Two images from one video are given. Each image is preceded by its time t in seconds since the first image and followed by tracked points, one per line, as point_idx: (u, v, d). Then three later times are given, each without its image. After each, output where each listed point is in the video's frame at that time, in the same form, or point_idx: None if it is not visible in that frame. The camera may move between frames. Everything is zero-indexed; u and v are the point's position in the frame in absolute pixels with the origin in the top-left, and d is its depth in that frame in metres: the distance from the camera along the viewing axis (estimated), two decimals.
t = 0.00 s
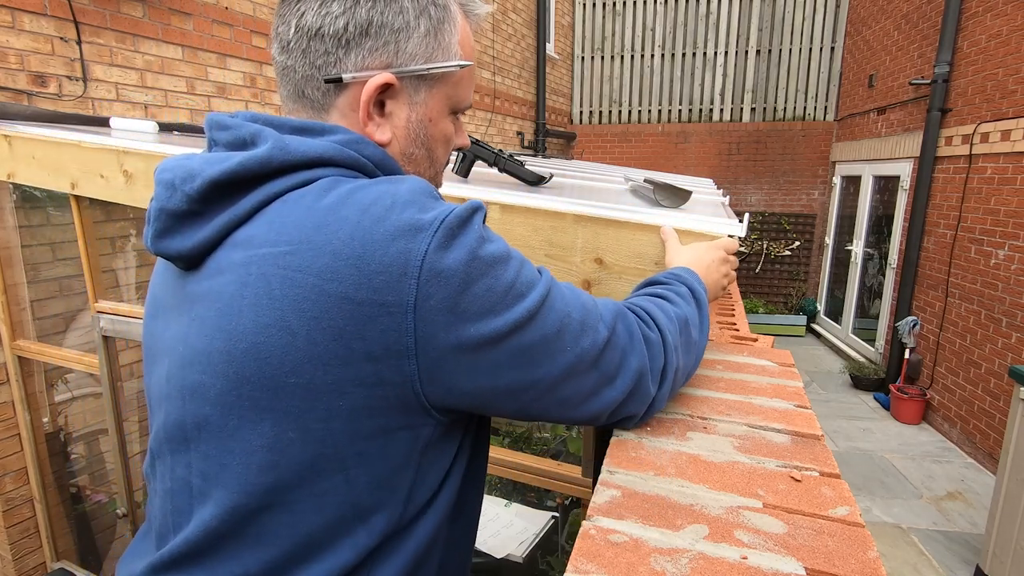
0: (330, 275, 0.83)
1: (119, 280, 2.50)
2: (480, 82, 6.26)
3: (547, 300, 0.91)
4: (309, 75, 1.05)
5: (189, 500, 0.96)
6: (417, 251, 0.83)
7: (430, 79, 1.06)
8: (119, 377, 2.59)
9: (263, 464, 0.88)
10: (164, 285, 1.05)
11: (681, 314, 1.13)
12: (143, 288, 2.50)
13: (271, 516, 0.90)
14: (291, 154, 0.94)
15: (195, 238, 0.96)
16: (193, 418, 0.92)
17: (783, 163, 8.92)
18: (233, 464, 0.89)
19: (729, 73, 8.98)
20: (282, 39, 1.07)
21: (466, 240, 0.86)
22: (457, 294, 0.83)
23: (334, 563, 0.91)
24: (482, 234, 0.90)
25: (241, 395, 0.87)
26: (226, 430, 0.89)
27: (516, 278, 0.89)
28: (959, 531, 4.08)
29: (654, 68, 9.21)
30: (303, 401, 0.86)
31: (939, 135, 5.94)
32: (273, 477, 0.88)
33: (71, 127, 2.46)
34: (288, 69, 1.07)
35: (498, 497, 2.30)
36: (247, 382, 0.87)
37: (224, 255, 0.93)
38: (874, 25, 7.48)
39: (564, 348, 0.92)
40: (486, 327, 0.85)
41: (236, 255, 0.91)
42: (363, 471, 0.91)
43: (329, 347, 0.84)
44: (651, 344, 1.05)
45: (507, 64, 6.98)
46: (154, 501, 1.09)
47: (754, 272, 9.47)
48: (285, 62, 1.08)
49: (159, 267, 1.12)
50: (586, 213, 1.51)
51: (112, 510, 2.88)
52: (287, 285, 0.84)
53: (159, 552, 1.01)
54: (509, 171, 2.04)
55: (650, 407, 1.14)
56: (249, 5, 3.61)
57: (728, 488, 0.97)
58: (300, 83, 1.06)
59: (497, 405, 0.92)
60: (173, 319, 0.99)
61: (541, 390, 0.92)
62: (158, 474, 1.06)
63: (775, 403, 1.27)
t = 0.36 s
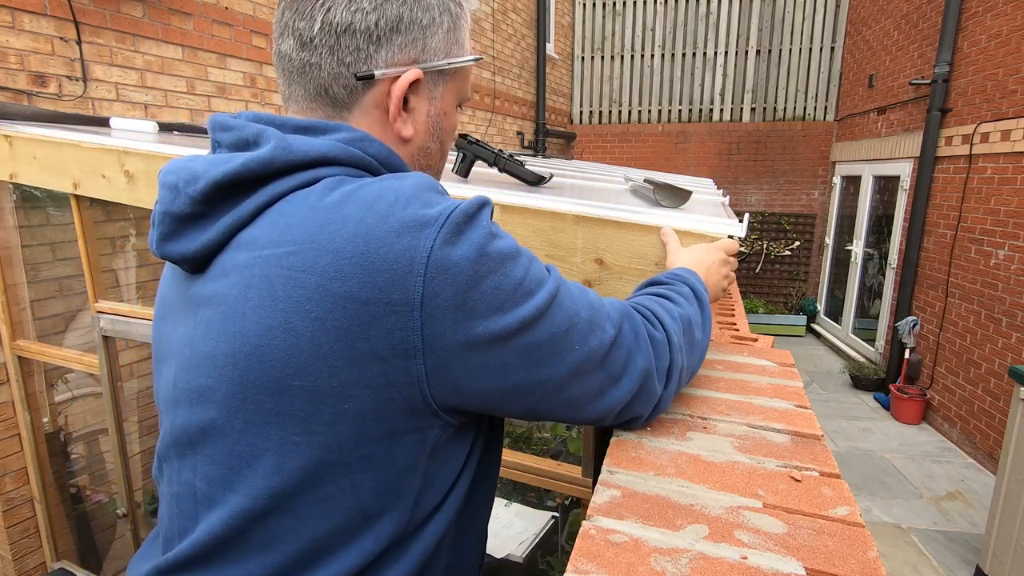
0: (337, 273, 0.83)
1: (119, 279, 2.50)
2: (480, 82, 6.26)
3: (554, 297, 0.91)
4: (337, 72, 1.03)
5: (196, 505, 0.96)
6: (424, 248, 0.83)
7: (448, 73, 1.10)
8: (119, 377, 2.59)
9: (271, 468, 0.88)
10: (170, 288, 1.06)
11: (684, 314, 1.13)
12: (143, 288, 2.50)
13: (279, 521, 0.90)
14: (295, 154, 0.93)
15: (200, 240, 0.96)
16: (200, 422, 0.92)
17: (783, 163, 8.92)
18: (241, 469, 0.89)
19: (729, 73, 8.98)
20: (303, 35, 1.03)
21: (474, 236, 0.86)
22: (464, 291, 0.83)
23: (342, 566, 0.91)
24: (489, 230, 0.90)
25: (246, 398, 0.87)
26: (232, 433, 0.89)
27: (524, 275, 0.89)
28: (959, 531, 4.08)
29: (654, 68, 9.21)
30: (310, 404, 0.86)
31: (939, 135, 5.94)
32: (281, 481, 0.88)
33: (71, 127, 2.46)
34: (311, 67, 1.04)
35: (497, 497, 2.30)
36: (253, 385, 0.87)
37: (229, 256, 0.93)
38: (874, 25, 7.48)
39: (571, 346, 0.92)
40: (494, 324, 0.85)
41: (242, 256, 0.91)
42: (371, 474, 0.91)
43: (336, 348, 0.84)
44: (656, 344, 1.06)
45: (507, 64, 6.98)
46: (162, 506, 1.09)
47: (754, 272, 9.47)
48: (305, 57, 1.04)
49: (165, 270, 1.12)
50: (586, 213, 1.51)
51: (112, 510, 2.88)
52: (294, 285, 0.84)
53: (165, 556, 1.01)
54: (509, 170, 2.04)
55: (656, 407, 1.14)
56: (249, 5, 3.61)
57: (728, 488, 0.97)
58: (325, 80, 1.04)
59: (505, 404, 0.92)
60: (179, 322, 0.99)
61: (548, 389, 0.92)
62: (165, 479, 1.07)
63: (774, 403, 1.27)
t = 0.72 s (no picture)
0: (344, 277, 0.83)
1: (119, 279, 2.50)
2: (479, 82, 6.25)
3: (560, 302, 0.91)
4: (363, 74, 1.02)
5: (201, 508, 0.96)
6: (432, 252, 0.83)
7: (451, 73, 1.16)
8: (118, 377, 2.59)
9: (278, 473, 0.88)
10: (171, 290, 1.05)
11: (687, 317, 1.13)
12: (143, 288, 2.50)
13: (285, 524, 0.90)
14: (301, 157, 0.93)
15: (204, 244, 0.96)
16: (205, 426, 0.92)
17: (783, 163, 8.91)
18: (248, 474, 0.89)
19: (729, 73, 8.98)
20: (323, 37, 1.01)
21: (481, 241, 0.86)
22: (472, 295, 0.83)
23: (348, 568, 0.91)
24: (496, 234, 0.90)
25: (253, 403, 0.87)
26: (239, 437, 0.89)
27: (530, 280, 0.89)
28: (959, 531, 4.08)
29: (654, 68, 9.21)
30: (317, 408, 0.86)
31: (939, 135, 5.93)
32: (287, 485, 0.87)
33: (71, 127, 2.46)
34: (333, 68, 1.02)
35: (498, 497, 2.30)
36: (260, 389, 0.86)
37: (234, 259, 0.93)
38: (874, 25, 7.48)
39: (578, 351, 0.92)
40: (502, 329, 0.85)
41: (247, 260, 0.90)
42: (379, 478, 0.91)
43: (344, 353, 0.84)
44: (660, 348, 1.06)
45: (507, 64, 6.98)
46: (166, 510, 1.09)
47: (754, 272, 9.47)
48: (328, 60, 1.02)
49: (166, 273, 1.12)
50: (585, 213, 1.51)
51: (112, 510, 2.88)
52: (302, 289, 0.84)
53: (171, 560, 1.01)
54: (509, 170, 2.04)
55: (658, 410, 1.14)
56: (249, 5, 3.60)
57: (728, 488, 0.97)
58: (349, 83, 1.03)
59: (511, 409, 0.92)
60: (183, 325, 0.99)
61: (554, 394, 0.92)
62: (169, 483, 1.06)
63: (775, 403, 1.27)
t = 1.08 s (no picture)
0: (348, 276, 0.83)
1: (119, 280, 2.50)
2: (479, 82, 6.25)
3: (561, 305, 0.91)
4: (397, 84, 1.03)
5: (204, 506, 0.96)
6: (434, 253, 0.83)
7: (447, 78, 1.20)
8: (118, 377, 2.59)
9: (280, 471, 0.87)
10: (174, 290, 1.05)
11: (688, 321, 1.13)
12: (143, 288, 2.50)
13: (288, 521, 0.90)
14: (308, 159, 0.93)
15: (210, 245, 0.95)
16: (208, 425, 0.91)
17: (783, 163, 8.91)
18: (250, 471, 0.89)
19: (729, 73, 8.97)
20: (361, 47, 0.99)
21: (483, 243, 0.86)
22: (474, 296, 0.83)
23: (350, 567, 0.91)
24: (498, 236, 0.90)
25: (257, 401, 0.87)
26: (243, 435, 0.89)
27: (532, 282, 0.89)
28: (959, 531, 4.08)
29: (654, 68, 9.21)
30: (321, 405, 0.86)
31: (939, 135, 5.93)
32: (289, 483, 0.87)
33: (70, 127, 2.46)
34: (370, 78, 1.01)
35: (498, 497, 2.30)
36: (264, 387, 0.86)
37: (239, 260, 0.93)
38: (874, 25, 7.48)
39: (577, 354, 0.92)
40: (502, 330, 0.85)
41: (252, 260, 0.90)
42: (381, 476, 0.91)
43: (347, 351, 0.84)
44: (661, 352, 1.06)
45: (507, 64, 6.98)
46: (168, 508, 1.09)
47: (754, 272, 9.47)
48: (366, 71, 1.01)
49: (168, 272, 1.12)
50: (585, 213, 1.51)
51: (112, 511, 2.87)
52: (305, 287, 0.84)
53: (172, 558, 1.01)
54: (509, 171, 2.03)
55: (659, 413, 1.14)
56: (249, 5, 3.61)
57: (728, 489, 0.97)
58: (384, 92, 1.03)
59: (511, 410, 0.92)
60: (186, 325, 0.99)
61: (553, 397, 0.92)
62: (170, 481, 1.06)
63: (774, 403, 1.27)
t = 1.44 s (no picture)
0: (348, 266, 0.83)
1: (118, 280, 2.50)
2: (479, 82, 6.25)
3: (556, 300, 0.91)
4: (410, 95, 1.05)
5: (214, 491, 0.96)
6: (431, 245, 0.83)
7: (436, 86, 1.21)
8: (119, 377, 2.59)
9: (281, 455, 0.87)
10: (182, 287, 1.06)
11: (687, 321, 1.13)
12: (143, 288, 2.50)
13: (290, 507, 0.90)
14: (316, 159, 0.93)
15: (221, 241, 0.96)
16: (217, 412, 0.92)
17: (783, 163, 8.91)
18: (254, 455, 0.89)
19: (729, 73, 8.97)
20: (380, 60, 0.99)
21: (479, 236, 0.87)
22: (468, 287, 0.83)
23: (351, 560, 0.91)
24: (494, 232, 0.90)
25: (262, 387, 0.87)
26: (249, 422, 0.89)
27: (527, 276, 0.89)
28: (959, 531, 4.08)
29: (654, 68, 9.21)
30: (323, 390, 0.86)
31: (939, 135, 5.93)
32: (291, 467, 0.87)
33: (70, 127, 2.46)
34: (387, 91, 1.02)
35: (498, 497, 2.30)
36: (269, 371, 0.86)
37: (247, 253, 0.93)
38: (874, 25, 7.48)
39: (571, 348, 0.92)
40: (496, 321, 0.85)
41: (259, 253, 0.91)
42: (382, 462, 0.91)
43: (349, 338, 0.84)
44: (658, 350, 1.06)
45: (507, 64, 6.99)
46: (177, 498, 1.09)
47: (754, 272, 9.47)
48: (383, 83, 1.01)
49: (176, 271, 1.13)
50: (585, 213, 1.51)
51: (112, 511, 2.86)
52: (308, 277, 0.85)
53: (181, 544, 1.00)
54: (510, 171, 2.03)
55: (658, 412, 1.14)
56: (249, 5, 3.60)
57: (728, 489, 0.97)
58: (398, 103, 1.04)
59: (506, 402, 0.92)
60: (195, 319, 0.99)
61: (547, 390, 0.92)
62: (179, 471, 1.06)
63: (775, 403, 1.27)
